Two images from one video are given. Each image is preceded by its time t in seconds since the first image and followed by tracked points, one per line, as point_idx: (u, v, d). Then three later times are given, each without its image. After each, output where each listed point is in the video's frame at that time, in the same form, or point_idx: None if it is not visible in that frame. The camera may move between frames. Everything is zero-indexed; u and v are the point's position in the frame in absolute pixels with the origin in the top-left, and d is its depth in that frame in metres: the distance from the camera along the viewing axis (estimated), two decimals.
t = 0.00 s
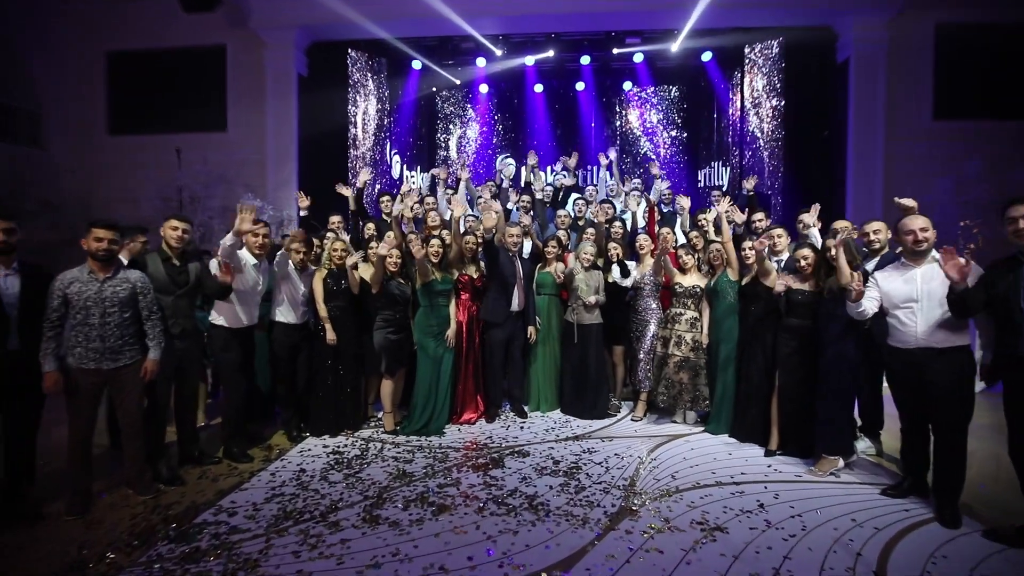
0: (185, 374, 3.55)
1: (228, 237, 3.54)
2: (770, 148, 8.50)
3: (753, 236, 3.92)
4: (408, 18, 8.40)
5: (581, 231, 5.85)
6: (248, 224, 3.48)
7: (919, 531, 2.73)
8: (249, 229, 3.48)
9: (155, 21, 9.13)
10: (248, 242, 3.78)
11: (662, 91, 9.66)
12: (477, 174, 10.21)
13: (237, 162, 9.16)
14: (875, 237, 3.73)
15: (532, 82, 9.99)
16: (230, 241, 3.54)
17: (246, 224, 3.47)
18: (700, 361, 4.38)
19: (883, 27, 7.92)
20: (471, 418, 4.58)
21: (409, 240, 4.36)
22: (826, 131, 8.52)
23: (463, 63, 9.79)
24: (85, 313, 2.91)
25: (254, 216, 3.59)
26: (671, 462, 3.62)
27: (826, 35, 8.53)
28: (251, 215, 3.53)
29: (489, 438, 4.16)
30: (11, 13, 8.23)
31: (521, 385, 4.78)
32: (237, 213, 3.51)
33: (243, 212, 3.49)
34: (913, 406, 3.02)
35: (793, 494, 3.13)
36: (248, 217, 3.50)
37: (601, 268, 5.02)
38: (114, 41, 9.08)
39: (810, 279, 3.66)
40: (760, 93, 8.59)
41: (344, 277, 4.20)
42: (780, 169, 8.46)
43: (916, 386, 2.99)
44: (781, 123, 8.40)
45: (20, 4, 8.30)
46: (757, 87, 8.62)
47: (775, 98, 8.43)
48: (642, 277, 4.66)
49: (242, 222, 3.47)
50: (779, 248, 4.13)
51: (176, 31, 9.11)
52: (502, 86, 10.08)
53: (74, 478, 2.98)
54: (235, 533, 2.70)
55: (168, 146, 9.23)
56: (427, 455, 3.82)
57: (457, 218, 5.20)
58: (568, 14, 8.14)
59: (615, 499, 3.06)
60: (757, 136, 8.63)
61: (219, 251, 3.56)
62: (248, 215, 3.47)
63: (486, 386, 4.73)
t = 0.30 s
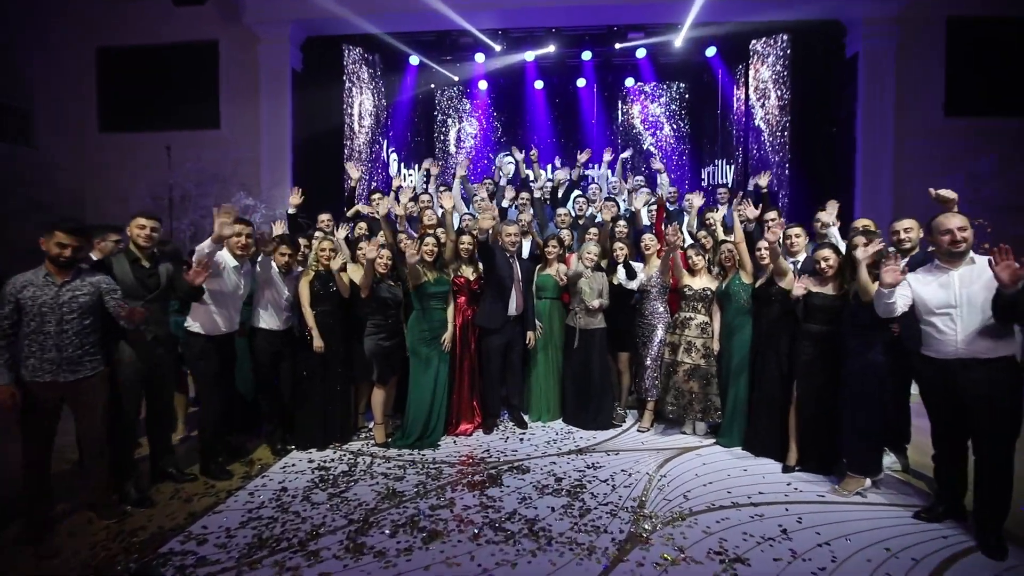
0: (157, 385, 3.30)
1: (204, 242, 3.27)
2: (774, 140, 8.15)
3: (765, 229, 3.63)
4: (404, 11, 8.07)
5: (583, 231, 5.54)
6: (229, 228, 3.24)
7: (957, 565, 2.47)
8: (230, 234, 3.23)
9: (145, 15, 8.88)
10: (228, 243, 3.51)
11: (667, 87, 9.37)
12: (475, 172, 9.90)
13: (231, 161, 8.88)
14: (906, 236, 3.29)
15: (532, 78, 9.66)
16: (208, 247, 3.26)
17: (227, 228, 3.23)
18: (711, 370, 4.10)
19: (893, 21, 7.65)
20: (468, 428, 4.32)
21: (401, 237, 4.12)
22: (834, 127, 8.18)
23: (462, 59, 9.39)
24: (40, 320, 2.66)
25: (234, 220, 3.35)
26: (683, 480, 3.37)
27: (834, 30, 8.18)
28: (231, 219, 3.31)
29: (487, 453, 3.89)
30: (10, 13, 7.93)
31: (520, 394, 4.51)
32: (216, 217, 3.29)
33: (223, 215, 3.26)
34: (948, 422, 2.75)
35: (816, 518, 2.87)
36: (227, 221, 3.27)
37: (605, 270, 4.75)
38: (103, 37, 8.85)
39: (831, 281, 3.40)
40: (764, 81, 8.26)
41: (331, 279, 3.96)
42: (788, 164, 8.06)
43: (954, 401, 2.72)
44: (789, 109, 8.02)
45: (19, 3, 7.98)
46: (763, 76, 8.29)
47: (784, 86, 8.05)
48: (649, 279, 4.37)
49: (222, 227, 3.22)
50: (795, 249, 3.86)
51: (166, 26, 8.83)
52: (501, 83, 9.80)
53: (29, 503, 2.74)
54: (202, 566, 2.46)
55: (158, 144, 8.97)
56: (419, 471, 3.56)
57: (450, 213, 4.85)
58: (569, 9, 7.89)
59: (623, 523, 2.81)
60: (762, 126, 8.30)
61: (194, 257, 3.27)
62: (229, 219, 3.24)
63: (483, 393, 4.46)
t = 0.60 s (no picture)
0: (135, 393, 3.11)
1: (184, 244, 3.10)
2: (779, 136, 7.97)
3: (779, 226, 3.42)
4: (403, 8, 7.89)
5: (585, 231, 5.33)
6: (206, 231, 3.04)
7: None
8: (207, 237, 3.04)
9: (137, 11, 8.67)
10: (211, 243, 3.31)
11: (670, 84, 9.18)
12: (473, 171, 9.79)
13: (226, 159, 8.69)
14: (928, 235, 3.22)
15: (532, 76, 9.48)
16: (188, 249, 3.09)
17: (204, 231, 3.04)
18: (721, 376, 3.91)
19: (902, 16, 7.45)
20: (466, 437, 4.14)
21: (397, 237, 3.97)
22: (842, 125, 7.96)
23: (462, 56, 9.24)
24: (4, 326, 2.50)
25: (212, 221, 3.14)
26: (692, 493, 3.19)
27: (840, 25, 8.01)
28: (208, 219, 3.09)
29: (484, 463, 3.71)
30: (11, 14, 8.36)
31: (520, 400, 4.33)
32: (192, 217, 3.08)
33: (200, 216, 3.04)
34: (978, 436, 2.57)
35: (836, 537, 2.70)
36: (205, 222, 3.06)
37: (609, 270, 4.57)
38: (96, 33, 8.67)
39: (848, 283, 3.21)
40: (767, 73, 8.05)
41: (325, 281, 3.81)
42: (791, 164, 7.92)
43: (989, 413, 2.54)
44: (793, 103, 7.82)
45: (20, 4, 8.34)
46: (768, 69, 8.03)
47: (791, 78, 7.80)
48: (655, 280, 4.18)
49: (199, 229, 3.03)
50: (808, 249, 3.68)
51: (158, 21, 8.63)
52: (501, 81, 9.59)
53: None
54: None
55: (151, 142, 8.79)
56: (413, 483, 3.37)
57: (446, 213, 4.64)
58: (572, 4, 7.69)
59: (630, 543, 2.64)
60: (766, 122, 8.12)
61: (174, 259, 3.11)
62: (206, 221, 3.03)
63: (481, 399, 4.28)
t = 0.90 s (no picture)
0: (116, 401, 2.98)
1: (163, 244, 3.06)
2: (782, 132, 7.79)
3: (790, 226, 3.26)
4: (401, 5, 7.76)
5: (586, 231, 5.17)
6: (187, 232, 2.97)
7: None
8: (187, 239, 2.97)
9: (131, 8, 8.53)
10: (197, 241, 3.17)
11: (672, 83, 9.01)
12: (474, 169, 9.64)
13: (223, 159, 8.54)
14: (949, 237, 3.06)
15: (532, 74, 9.34)
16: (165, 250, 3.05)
17: (183, 232, 2.97)
18: (728, 382, 3.76)
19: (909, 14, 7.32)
20: (464, 444, 4.00)
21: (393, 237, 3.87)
22: (847, 122, 7.77)
23: (461, 54, 9.09)
24: None
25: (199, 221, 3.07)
26: (701, 506, 3.04)
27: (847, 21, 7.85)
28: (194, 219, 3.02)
29: (483, 473, 3.57)
30: (11, 14, 8.35)
31: (521, 406, 4.18)
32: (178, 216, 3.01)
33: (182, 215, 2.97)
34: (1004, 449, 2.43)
35: (852, 555, 2.56)
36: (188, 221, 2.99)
37: (612, 272, 4.42)
38: (92, 31, 8.55)
39: (862, 286, 3.06)
40: (774, 65, 7.79)
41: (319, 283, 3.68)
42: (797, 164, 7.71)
43: (1016, 425, 2.40)
44: (797, 96, 7.61)
45: (19, 4, 8.35)
46: (771, 60, 7.81)
47: (796, 71, 7.58)
48: (659, 282, 4.03)
49: (179, 229, 2.96)
50: (820, 251, 3.53)
51: (153, 19, 8.46)
52: (501, 79, 9.43)
53: None
54: None
55: (145, 140, 8.65)
56: (408, 495, 3.23)
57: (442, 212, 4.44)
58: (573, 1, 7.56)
59: (635, 562, 2.51)
60: (769, 118, 7.91)
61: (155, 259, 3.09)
62: (188, 222, 2.96)
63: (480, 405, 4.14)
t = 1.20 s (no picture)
0: (96, 412, 2.85)
1: (138, 244, 2.83)
2: (787, 127, 7.58)
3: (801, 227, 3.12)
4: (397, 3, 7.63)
5: (587, 232, 5.02)
6: (164, 232, 2.74)
7: None
8: (163, 240, 2.74)
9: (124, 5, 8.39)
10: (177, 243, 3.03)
11: (677, 83, 8.85)
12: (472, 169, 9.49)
13: (218, 160, 8.41)
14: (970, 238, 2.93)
15: (532, 73, 9.17)
16: (140, 249, 2.82)
17: (160, 232, 2.74)
18: (736, 389, 3.62)
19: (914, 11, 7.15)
20: (461, 453, 3.86)
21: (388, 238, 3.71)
22: (851, 122, 7.63)
23: (460, 52, 8.94)
24: None
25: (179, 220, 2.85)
26: (708, 521, 2.91)
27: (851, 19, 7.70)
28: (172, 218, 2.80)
29: (481, 484, 3.43)
30: (11, 14, 8.42)
31: (520, 414, 4.03)
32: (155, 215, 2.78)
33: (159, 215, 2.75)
34: None
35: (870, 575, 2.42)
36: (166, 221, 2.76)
37: (614, 274, 4.29)
38: (85, 29, 8.40)
39: (877, 290, 2.93)
40: (776, 62, 7.63)
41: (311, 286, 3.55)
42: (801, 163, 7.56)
43: None
44: (800, 91, 7.50)
45: (20, 4, 8.41)
46: (773, 57, 7.65)
47: (797, 65, 7.50)
48: (663, 285, 3.89)
49: (156, 229, 2.73)
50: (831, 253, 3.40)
51: (146, 17, 8.33)
52: (501, 78, 9.29)
53: None
54: None
55: (138, 140, 8.50)
56: (403, 509, 3.09)
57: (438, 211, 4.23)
58: None
59: None
60: (773, 114, 7.68)
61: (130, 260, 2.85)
62: (166, 222, 2.74)
63: (478, 412, 4.01)
